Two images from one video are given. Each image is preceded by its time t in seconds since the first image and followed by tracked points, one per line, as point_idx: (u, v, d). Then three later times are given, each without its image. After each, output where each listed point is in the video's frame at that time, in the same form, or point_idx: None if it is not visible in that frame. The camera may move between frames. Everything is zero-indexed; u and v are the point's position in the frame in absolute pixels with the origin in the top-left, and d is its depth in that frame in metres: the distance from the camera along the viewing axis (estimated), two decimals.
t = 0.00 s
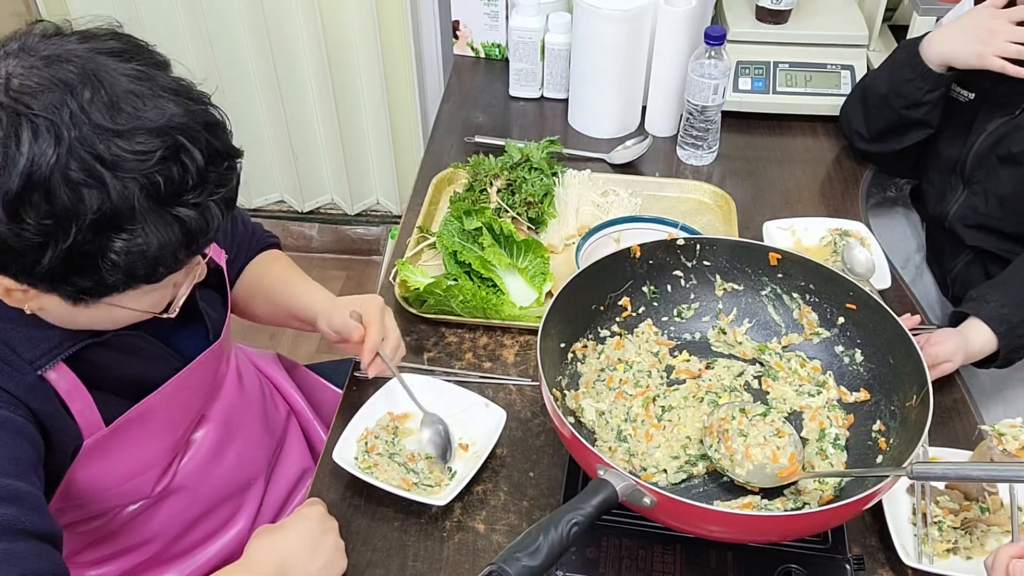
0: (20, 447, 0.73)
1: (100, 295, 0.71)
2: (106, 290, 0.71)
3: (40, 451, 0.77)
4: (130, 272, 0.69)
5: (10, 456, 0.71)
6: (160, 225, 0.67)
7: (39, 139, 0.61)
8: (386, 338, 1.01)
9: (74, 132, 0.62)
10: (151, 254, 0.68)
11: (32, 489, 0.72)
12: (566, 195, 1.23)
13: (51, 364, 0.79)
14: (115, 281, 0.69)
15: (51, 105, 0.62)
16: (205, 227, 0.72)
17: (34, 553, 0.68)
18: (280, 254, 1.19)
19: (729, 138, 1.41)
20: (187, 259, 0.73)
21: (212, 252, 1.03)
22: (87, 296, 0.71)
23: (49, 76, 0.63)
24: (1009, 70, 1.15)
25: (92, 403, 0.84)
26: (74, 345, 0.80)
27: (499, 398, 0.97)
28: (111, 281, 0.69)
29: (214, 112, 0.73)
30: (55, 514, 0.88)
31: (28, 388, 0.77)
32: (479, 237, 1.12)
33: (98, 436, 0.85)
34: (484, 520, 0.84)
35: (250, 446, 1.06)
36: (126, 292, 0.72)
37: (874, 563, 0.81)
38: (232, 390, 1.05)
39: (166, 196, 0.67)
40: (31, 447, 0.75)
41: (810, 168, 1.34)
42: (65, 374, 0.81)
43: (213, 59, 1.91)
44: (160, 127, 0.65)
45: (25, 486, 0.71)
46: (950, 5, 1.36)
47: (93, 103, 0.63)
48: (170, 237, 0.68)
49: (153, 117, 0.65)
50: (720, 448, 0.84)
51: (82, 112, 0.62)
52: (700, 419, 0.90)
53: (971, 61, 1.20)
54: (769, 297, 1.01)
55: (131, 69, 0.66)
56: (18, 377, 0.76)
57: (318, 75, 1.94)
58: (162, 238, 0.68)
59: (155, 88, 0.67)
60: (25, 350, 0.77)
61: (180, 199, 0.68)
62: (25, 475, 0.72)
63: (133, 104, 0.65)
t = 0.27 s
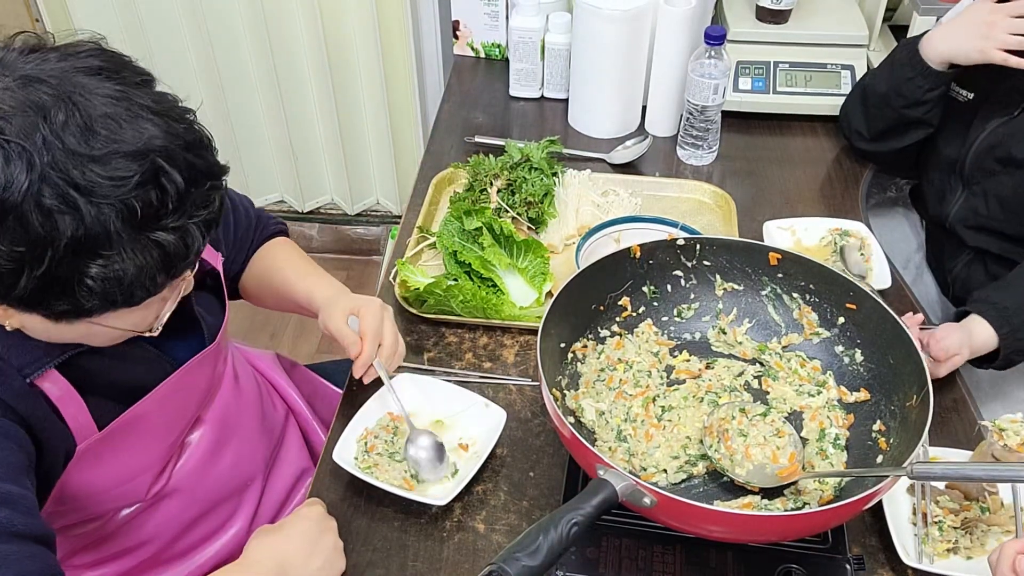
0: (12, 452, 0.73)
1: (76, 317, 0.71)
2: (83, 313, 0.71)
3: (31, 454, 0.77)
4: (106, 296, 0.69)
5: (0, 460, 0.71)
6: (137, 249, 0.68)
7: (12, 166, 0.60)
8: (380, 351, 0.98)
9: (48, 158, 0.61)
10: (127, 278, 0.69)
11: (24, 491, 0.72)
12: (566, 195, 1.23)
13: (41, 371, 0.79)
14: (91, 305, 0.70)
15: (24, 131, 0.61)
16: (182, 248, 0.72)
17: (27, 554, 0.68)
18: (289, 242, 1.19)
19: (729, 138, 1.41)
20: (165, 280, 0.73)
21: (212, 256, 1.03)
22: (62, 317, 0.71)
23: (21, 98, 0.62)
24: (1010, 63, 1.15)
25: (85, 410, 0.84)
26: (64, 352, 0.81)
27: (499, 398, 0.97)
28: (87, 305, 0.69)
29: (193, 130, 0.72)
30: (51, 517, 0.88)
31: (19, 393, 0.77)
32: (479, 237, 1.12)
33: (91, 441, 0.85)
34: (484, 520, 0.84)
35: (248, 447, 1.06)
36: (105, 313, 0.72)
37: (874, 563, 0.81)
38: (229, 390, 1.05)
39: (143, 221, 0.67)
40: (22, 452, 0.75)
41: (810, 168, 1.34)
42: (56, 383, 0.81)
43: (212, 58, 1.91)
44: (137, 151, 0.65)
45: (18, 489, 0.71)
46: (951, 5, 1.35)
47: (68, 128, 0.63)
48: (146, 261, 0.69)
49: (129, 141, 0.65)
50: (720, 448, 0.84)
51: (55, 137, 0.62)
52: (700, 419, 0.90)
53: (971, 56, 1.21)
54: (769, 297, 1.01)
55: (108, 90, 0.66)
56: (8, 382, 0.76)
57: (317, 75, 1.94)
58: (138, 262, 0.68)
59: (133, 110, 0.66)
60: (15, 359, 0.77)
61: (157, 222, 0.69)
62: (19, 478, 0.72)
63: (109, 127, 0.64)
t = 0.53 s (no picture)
0: (13, 453, 0.73)
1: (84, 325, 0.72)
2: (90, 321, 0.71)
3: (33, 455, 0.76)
4: (113, 304, 0.69)
5: (3, 460, 0.71)
6: (143, 257, 0.68)
7: (18, 178, 0.60)
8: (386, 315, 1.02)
9: (53, 169, 0.61)
10: (135, 286, 0.69)
11: (27, 492, 0.72)
12: (566, 195, 1.23)
13: (46, 376, 0.79)
14: (99, 313, 0.70)
15: (28, 142, 0.61)
16: (189, 256, 0.72)
17: (30, 555, 0.68)
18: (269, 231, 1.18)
19: (729, 138, 1.41)
20: (172, 287, 0.73)
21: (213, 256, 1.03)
22: (69, 325, 0.71)
23: (26, 110, 0.62)
24: (1005, 62, 1.15)
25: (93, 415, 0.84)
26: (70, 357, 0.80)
27: (499, 398, 0.97)
28: (94, 313, 0.69)
29: (196, 136, 0.72)
30: (53, 518, 0.88)
31: (22, 395, 0.76)
32: (479, 237, 1.12)
33: (95, 444, 0.85)
34: (484, 520, 0.84)
35: (249, 447, 1.06)
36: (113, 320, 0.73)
37: (874, 563, 0.81)
38: (230, 391, 1.05)
39: (148, 229, 0.67)
40: (24, 454, 0.75)
41: (810, 168, 1.34)
42: (63, 388, 0.81)
43: (213, 58, 1.91)
44: (141, 160, 0.65)
45: (19, 490, 0.71)
46: (950, 5, 1.36)
47: (72, 139, 0.62)
48: (153, 268, 0.69)
49: (134, 150, 0.65)
50: (720, 448, 0.84)
51: (60, 148, 0.62)
52: (700, 418, 0.90)
53: (970, 54, 1.20)
54: (769, 297, 1.01)
55: (111, 99, 0.66)
56: (13, 384, 0.76)
57: (318, 74, 1.93)
58: (144, 269, 0.68)
59: (137, 119, 0.66)
60: (18, 362, 0.76)
61: (162, 230, 0.69)
62: (21, 480, 0.72)
63: (113, 137, 0.64)
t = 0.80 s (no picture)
0: (16, 452, 0.72)
1: (91, 318, 0.71)
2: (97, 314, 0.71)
3: (36, 453, 0.76)
4: (120, 296, 0.69)
5: (5, 459, 0.71)
6: (150, 249, 0.68)
7: (24, 169, 0.60)
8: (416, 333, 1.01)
9: (59, 160, 0.61)
10: (141, 278, 0.69)
11: (30, 491, 0.72)
12: (566, 195, 1.23)
13: (49, 373, 0.79)
14: (106, 306, 0.69)
15: (34, 134, 0.61)
16: (195, 249, 0.72)
17: (31, 554, 0.68)
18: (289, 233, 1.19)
19: (729, 138, 1.41)
20: (179, 280, 0.73)
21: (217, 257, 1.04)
22: (76, 319, 0.71)
23: (31, 103, 0.62)
24: (996, 60, 1.16)
25: (94, 411, 0.84)
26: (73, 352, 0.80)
27: (499, 399, 0.97)
28: (102, 306, 0.69)
29: (201, 130, 0.72)
30: (54, 517, 0.88)
31: (26, 394, 0.76)
32: (479, 237, 1.12)
33: (97, 441, 0.85)
34: (484, 520, 0.84)
35: (250, 446, 1.06)
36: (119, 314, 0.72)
37: (874, 564, 0.81)
38: (231, 390, 1.05)
39: (154, 221, 0.67)
40: (28, 452, 0.75)
41: (811, 168, 1.34)
42: (66, 385, 0.81)
43: (213, 57, 1.91)
44: (146, 152, 0.65)
45: (22, 489, 0.71)
46: (950, 5, 1.36)
47: (77, 130, 0.63)
48: (159, 261, 0.69)
49: (138, 142, 0.65)
50: (720, 448, 0.84)
51: (66, 140, 0.62)
52: (700, 418, 0.90)
53: (965, 51, 1.21)
54: (769, 297, 1.01)
55: (116, 92, 0.66)
56: (18, 381, 0.76)
57: (318, 74, 1.93)
58: (151, 262, 0.68)
59: (142, 111, 0.67)
60: (23, 359, 0.76)
61: (168, 222, 0.68)
62: (24, 478, 0.72)
63: (118, 129, 0.64)
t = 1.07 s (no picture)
0: (19, 451, 0.73)
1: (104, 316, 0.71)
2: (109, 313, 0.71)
3: (40, 453, 0.76)
4: (135, 295, 0.69)
5: (8, 458, 0.71)
6: (165, 249, 0.68)
7: (43, 170, 0.60)
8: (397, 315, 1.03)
9: (78, 161, 0.61)
10: (156, 277, 0.69)
11: (34, 491, 0.72)
12: (567, 195, 1.23)
13: (55, 373, 0.79)
14: (120, 304, 0.69)
15: (51, 134, 0.61)
16: (208, 248, 0.72)
17: (33, 554, 0.68)
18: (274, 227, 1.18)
19: (729, 138, 1.41)
20: (191, 278, 0.73)
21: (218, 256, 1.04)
22: (90, 317, 0.71)
23: (49, 103, 0.62)
24: (997, 65, 1.16)
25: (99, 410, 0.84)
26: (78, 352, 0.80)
27: (499, 399, 0.97)
28: (116, 305, 0.69)
29: (215, 131, 0.72)
30: (56, 516, 0.88)
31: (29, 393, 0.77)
32: (479, 237, 1.12)
33: (102, 441, 0.85)
34: (484, 520, 0.84)
35: (251, 446, 1.06)
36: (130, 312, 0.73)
37: (874, 564, 0.81)
38: (233, 390, 1.05)
39: (170, 221, 0.67)
40: (33, 452, 0.75)
41: (811, 168, 1.34)
42: (71, 384, 0.81)
43: (213, 57, 1.91)
44: (163, 152, 0.65)
45: (24, 488, 0.71)
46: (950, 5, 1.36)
47: (95, 131, 0.63)
48: (174, 260, 0.69)
49: (155, 143, 0.65)
50: (720, 448, 0.84)
51: (85, 140, 0.62)
52: (700, 419, 0.90)
53: (964, 54, 1.21)
54: (769, 297, 1.01)
55: (131, 92, 0.66)
56: (22, 381, 0.76)
57: (318, 74, 1.93)
58: (166, 261, 0.68)
59: (157, 111, 0.67)
60: (27, 358, 0.76)
61: (183, 222, 0.68)
62: (27, 478, 0.72)
63: (135, 130, 0.64)
